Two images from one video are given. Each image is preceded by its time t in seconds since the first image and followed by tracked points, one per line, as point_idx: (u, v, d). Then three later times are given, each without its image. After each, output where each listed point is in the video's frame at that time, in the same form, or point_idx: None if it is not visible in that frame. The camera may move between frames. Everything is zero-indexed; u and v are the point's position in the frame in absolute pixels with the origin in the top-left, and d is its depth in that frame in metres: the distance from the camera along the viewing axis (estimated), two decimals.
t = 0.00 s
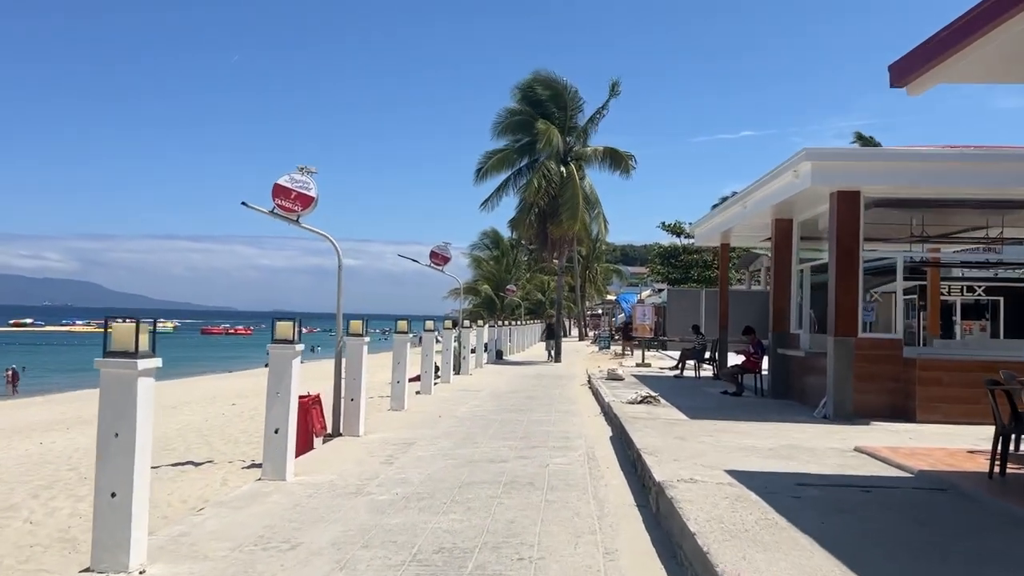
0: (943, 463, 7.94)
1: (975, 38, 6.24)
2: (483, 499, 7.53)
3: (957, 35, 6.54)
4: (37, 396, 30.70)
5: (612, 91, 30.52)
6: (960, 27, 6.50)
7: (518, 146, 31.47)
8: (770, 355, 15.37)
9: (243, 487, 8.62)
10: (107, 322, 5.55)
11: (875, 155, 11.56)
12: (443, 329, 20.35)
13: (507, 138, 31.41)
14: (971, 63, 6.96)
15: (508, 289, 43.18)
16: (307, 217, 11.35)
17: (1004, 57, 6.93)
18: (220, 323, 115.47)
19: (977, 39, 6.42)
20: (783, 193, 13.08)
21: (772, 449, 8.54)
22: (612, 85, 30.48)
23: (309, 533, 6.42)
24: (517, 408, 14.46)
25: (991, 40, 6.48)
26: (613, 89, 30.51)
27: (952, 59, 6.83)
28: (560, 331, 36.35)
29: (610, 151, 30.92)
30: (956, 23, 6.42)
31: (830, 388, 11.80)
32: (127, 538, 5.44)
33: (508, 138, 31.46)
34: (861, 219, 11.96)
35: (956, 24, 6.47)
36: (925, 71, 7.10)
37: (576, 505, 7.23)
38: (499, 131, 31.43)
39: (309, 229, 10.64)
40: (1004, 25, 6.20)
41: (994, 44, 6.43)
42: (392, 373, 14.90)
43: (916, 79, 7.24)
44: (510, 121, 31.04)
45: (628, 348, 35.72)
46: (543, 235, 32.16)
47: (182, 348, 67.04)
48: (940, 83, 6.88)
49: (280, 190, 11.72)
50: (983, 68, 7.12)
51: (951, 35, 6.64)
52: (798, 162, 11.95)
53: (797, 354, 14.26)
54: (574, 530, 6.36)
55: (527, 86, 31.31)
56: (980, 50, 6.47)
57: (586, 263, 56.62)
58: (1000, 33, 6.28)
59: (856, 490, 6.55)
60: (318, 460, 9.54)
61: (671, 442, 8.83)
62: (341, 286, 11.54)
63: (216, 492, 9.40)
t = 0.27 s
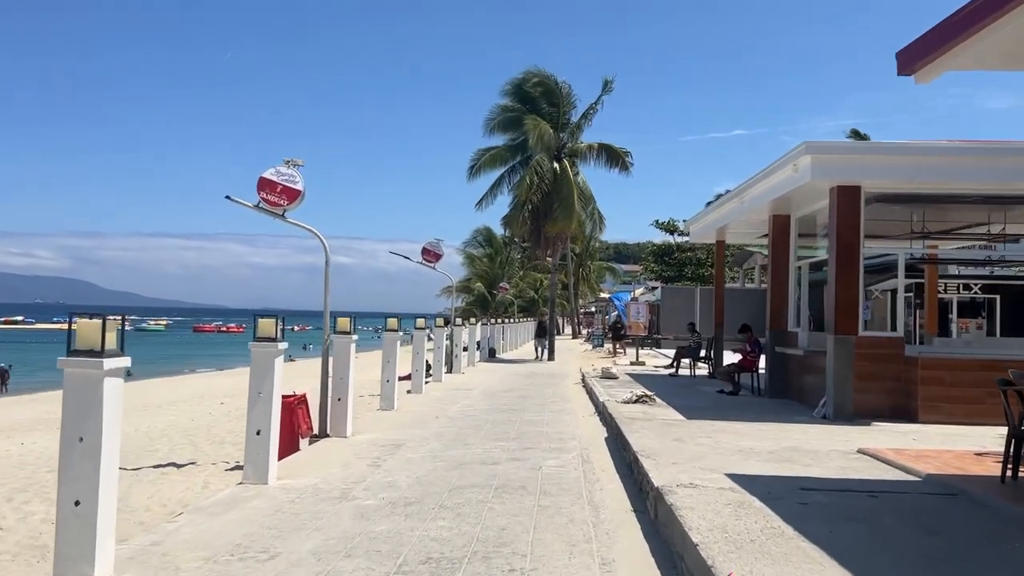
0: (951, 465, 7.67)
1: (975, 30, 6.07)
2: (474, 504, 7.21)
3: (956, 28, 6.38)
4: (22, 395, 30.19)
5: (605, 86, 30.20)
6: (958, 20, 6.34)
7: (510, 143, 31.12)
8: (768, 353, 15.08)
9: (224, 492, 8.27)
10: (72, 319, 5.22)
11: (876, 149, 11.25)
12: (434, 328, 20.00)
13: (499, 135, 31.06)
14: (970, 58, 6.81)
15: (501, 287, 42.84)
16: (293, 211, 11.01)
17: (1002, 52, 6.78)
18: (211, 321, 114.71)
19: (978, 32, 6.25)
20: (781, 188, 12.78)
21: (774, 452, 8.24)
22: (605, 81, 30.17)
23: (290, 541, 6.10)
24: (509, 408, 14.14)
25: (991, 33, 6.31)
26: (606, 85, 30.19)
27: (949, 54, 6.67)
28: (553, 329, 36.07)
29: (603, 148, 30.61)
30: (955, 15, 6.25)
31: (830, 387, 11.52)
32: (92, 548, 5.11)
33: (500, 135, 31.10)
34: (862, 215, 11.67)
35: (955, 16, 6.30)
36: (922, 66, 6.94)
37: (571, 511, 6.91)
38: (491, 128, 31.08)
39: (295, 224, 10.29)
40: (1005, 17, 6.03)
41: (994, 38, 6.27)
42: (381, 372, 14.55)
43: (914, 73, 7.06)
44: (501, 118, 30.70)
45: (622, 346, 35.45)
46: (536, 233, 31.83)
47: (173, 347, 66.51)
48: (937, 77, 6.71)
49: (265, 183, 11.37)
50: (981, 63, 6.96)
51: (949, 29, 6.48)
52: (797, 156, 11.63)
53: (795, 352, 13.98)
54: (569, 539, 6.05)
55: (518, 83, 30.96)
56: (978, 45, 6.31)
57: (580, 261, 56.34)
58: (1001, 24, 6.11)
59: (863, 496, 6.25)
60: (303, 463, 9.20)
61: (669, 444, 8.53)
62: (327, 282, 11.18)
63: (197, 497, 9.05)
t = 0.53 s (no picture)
0: (960, 472, 7.38)
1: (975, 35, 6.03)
2: (463, 514, 6.87)
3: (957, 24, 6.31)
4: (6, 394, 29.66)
5: (599, 84, 29.92)
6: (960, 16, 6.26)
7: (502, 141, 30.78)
8: (765, 355, 14.79)
9: (202, 500, 7.92)
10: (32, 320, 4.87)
11: (878, 144, 10.95)
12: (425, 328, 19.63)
13: (492, 133, 30.73)
14: (974, 57, 6.73)
15: (494, 286, 42.47)
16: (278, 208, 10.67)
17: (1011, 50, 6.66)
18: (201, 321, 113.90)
19: (975, 30, 6.21)
20: (780, 186, 12.48)
21: (775, 458, 7.93)
22: (598, 78, 29.90)
23: (268, 555, 5.77)
24: (501, 410, 13.81)
25: (988, 33, 6.25)
26: (600, 83, 29.92)
27: (951, 50, 6.58)
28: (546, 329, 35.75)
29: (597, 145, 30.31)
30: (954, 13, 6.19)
31: (830, 389, 11.24)
32: (51, 565, 4.76)
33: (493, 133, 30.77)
34: (863, 213, 11.39)
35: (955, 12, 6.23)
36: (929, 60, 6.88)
37: (564, 522, 6.58)
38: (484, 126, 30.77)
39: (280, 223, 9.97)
40: (1006, 12, 5.88)
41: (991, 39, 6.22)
42: (370, 373, 14.19)
43: (924, 61, 6.87)
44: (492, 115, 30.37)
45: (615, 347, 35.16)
46: (529, 233, 31.49)
47: (162, 346, 65.67)
48: (942, 72, 6.53)
49: (248, 179, 11.02)
50: (989, 55, 6.76)
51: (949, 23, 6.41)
52: (796, 153, 11.34)
53: (793, 354, 13.70)
54: (563, 552, 5.72)
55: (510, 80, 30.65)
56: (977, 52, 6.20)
57: (573, 261, 56.04)
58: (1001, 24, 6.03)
59: (872, 507, 5.94)
60: (286, 469, 8.85)
61: (666, 450, 8.22)
62: (314, 281, 10.83)
63: (175, 504, 8.67)
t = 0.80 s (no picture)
0: (976, 476, 7.05)
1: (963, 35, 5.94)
2: (456, 521, 6.52)
3: (948, 24, 6.21)
4: None
5: (596, 80, 29.60)
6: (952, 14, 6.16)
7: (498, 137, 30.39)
8: (766, 354, 14.46)
9: (183, 506, 7.55)
10: None
11: (885, 137, 10.62)
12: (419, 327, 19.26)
13: (488, 130, 30.33)
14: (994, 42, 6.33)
15: (489, 285, 42.08)
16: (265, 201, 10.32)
17: None
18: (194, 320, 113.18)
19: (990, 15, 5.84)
20: (783, 180, 12.14)
21: (783, 461, 7.60)
22: (595, 74, 29.56)
23: (247, 567, 5.40)
24: (497, 411, 13.45)
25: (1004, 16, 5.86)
26: (597, 79, 29.58)
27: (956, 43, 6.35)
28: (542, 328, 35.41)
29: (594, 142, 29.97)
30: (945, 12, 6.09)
31: (835, 389, 10.92)
32: None
33: (489, 130, 30.38)
34: (869, 207, 11.05)
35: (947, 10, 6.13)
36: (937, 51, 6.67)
37: (563, 530, 6.24)
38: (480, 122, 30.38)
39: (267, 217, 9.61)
40: None
41: (982, 44, 6.14)
42: (361, 373, 13.83)
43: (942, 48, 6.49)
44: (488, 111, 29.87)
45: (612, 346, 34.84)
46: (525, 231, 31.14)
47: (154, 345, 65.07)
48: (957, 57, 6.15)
49: (234, 173, 10.65)
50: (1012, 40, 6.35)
51: (941, 21, 6.31)
52: (801, 146, 11.00)
53: (795, 352, 13.37)
54: (562, 564, 5.37)
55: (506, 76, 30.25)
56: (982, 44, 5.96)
57: (568, 259, 55.69)
58: (993, 26, 5.94)
59: (889, 514, 5.62)
60: (272, 473, 8.48)
61: (669, 453, 7.87)
62: (303, 277, 10.45)
63: (157, 511, 8.30)
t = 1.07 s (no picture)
0: (994, 483, 6.74)
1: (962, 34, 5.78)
2: (449, 534, 6.18)
3: (952, 21, 5.99)
4: None
5: (595, 80, 29.26)
6: (949, 13, 6.05)
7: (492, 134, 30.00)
8: (766, 354, 14.17)
9: (162, 516, 7.20)
10: None
11: (892, 131, 10.31)
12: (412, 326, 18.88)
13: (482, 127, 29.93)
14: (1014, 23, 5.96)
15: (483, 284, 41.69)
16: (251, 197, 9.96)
17: None
18: (185, 319, 112.48)
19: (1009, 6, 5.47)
20: (785, 176, 11.85)
21: (790, 468, 7.28)
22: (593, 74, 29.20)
23: None
24: (491, 413, 13.12)
25: None
26: (595, 78, 29.24)
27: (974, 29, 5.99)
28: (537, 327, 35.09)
29: (590, 140, 29.63)
30: (947, 13, 5.88)
31: (838, 390, 10.65)
32: None
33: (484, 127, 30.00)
34: (874, 204, 10.75)
35: (941, 10, 6.03)
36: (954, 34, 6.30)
37: (561, 543, 5.92)
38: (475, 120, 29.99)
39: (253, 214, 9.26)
40: None
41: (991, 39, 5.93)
42: (352, 375, 13.46)
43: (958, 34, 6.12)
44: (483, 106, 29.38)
45: (607, 345, 34.53)
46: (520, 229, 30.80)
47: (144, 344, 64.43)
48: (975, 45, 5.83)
49: (218, 167, 10.27)
50: None
51: (940, 19, 6.20)
52: (804, 141, 10.70)
53: (796, 352, 13.09)
54: None
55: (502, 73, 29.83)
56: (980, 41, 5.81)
57: (562, 258, 55.39)
58: (1001, 24, 5.73)
59: (907, 527, 5.31)
60: (258, 480, 8.14)
61: (671, 459, 7.56)
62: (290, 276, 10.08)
63: (136, 520, 7.95)
